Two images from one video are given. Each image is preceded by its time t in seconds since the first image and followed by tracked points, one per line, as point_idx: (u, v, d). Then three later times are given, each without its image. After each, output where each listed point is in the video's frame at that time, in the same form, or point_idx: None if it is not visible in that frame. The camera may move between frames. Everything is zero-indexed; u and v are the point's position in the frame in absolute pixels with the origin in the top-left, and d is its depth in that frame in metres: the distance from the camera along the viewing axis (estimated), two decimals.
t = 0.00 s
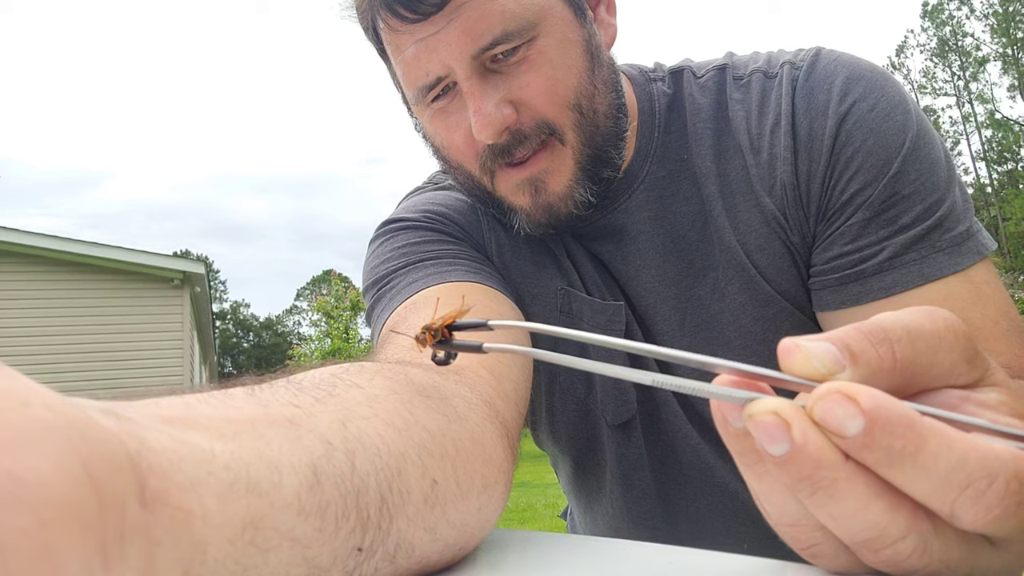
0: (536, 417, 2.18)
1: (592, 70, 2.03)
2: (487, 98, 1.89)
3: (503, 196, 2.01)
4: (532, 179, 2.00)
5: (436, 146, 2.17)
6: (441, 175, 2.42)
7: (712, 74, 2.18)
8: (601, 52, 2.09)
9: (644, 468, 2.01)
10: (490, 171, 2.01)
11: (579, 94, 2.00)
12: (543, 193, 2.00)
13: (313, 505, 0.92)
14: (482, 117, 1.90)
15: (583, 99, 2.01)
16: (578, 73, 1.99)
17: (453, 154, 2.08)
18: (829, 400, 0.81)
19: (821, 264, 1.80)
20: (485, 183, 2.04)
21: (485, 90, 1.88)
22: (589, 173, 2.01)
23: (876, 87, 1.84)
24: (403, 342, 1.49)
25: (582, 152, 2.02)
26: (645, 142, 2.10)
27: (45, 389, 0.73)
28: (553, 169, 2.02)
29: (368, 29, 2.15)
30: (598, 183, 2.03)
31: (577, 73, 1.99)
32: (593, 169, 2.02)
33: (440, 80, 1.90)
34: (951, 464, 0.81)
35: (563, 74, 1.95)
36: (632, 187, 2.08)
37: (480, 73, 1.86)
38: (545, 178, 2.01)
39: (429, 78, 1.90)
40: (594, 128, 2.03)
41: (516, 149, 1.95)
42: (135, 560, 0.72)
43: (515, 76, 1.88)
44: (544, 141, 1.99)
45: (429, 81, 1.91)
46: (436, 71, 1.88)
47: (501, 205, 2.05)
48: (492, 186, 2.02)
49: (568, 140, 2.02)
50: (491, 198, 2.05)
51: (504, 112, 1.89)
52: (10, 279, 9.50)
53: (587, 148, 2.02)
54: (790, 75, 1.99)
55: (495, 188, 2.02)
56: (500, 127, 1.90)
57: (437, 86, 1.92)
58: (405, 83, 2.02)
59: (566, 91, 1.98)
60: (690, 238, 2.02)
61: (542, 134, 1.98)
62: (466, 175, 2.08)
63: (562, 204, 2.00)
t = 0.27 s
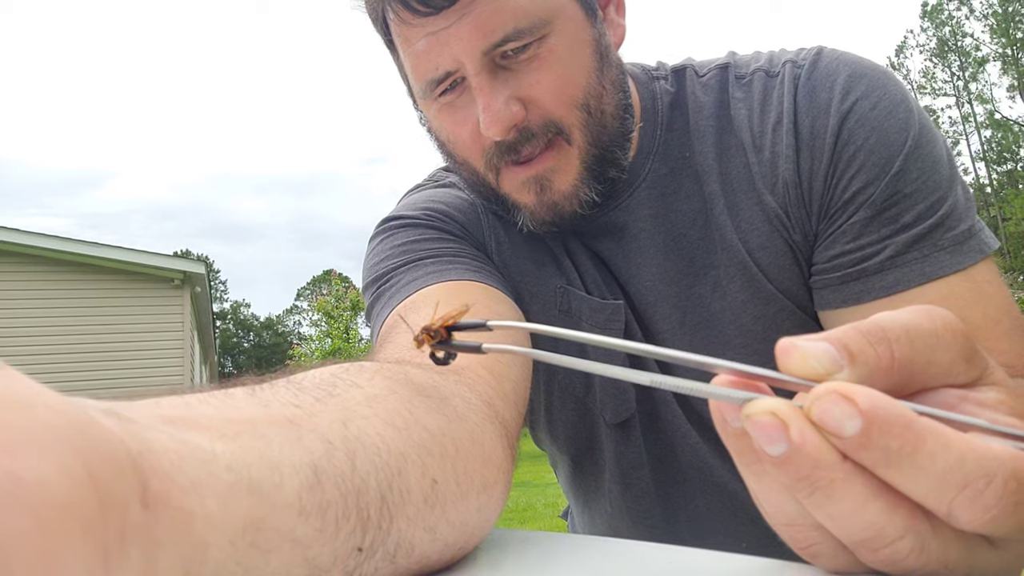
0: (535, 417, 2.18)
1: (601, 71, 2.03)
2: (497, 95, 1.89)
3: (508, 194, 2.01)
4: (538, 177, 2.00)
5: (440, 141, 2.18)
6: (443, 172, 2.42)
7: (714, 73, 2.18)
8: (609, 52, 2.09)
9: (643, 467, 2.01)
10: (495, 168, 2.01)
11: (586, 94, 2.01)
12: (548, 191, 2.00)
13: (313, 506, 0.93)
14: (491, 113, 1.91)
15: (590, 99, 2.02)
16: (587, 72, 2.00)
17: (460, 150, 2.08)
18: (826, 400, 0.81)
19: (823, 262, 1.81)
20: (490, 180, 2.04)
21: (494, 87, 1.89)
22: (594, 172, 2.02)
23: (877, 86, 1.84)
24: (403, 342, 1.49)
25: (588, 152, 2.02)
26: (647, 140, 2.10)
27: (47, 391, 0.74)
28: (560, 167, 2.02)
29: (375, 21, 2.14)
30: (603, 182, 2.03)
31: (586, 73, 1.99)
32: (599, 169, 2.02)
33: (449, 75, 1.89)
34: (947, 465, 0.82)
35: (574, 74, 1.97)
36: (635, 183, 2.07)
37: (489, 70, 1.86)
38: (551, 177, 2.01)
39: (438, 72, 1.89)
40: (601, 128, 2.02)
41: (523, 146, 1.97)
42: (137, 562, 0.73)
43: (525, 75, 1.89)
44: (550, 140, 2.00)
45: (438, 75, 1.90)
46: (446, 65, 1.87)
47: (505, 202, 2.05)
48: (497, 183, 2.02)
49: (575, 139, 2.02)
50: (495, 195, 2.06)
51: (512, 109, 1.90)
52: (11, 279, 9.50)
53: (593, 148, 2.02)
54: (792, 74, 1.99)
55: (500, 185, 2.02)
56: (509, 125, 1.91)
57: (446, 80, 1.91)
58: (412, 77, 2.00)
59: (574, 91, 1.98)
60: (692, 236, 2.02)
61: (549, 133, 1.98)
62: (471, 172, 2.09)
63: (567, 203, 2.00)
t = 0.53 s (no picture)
0: (539, 418, 2.18)
1: (607, 70, 2.03)
2: (503, 94, 1.88)
3: (514, 192, 2.01)
4: (545, 177, 1.99)
5: (447, 138, 2.18)
6: (446, 170, 2.42)
7: (719, 71, 2.19)
8: (616, 51, 2.09)
9: (646, 467, 2.01)
10: (501, 167, 2.00)
11: (593, 92, 2.00)
12: (554, 189, 2.00)
13: (314, 507, 0.93)
14: (497, 111, 1.90)
15: (597, 98, 2.01)
16: (593, 71, 1.99)
17: (464, 147, 2.08)
18: (826, 400, 0.79)
19: (827, 260, 1.81)
20: (496, 179, 2.03)
21: (500, 85, 1.87)
22: (600, 171, 2.02)
23: (882, 83, 1.84)
24: (405, 342, 1.49)
25: (594, 151, 2.02)
26: (653, 138, 2.11)
27: (48, 392, 0.74)
28: (566, 167, 2.01)
29: (381, 17, 2.14)
30: (609, 181, 2.04)
31: (592, 71, 1.99)
32: (604, 167, 2.02)
33: (456, 73, 1.88)
34: (946, 465, 0.81)
35: (579, 72, 1.95)
36: (639, 181, 2.08)
37: (496, 68, 1.85)
38: (557, 175, 2.00)
39: (445, 69, 1.88)
40: (606, 127, 2.03)
41: (528, 145, 1.96)
42: (138, 564, 0.73)
43: (532, 73, 1.88)
44: (557, 139, 1.99)
45: (445, 72, 1.89)
46: (452, 63, 1.86)
47: (511, 200, 2.04)
48: (502, 181, 2.01)
49: (581, 138, 2.01)
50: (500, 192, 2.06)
51: (518, 108, 1.90)
52: (11, 279, 9.50)
53: (599, 147, 2.02)
54: (797, 71, 2.00)
55: (506, 184, 2.01)
56: (514, 123, 1.91)
57: (452, 77, 1.90)
58: (418, 73, 2.00)
59: (581, 90, 1.98)
60: (696, 234, 2.03)
61: (556, 133, 1.98)
62: (476, 169, 2.09)
63: (572, 203, 2.01)
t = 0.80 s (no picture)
0: (544, 417, 2.17)
1: (612, 66, 2.01)
2: (507, 90, 1.86)
3: (518, 188, 1.99)
4: (549, 173, 1.97)
5: (451, 134, 2.18)
6: (451, 169, 2.41)
7: (725, 67, 2.18)
8: (622, 47, 2.08)
9: (652, 467, 2.00)
10: (505, 163, 1.99)
11: (598, 89, 1.98)
12: (558, 185, 1.98)
13: (313, 508, 0.91)
14: (501, 106, 1.88)
15: (602, 94, 1.99)
16: (599, 68, 1.97)
17: (468, 144, 2.07)
18: (814, 400, 0.78)
19: (832, 257, 1.79)
20: (500, 175, 2.02)
21: (505, 80, 1.86)
22: (604, 167, 2.00)
23: (886, 79, 1.82)
24: (407, 341, 1.48)
25: (599, 147, 1.99)
26: (659, 134, 2.10)
27: (45, 392, 0.72)
28: (570, 164, 1.99)
29: (387, 12, 2.14)
30: (614, 177, 2.03)
31: (598, 68, 1.97)
32: (609, 163, 2.01)
33: (461, 68, 1.87)
34: (932, 465, 0.80)
35: (584, 68, 1.93)
36: (644, 179, 2.07)
37: (502, 63, 1.84)
38: (561, 172, 1.99)
39: (450, 65, 1.87)
40: (611, 124, 2.01)
41: (533, 142, 1.93)
42: (135, 566, 0.72)
43: (538, 69, 1.87)
44: (562, 136, 1.97)
45: (450, 68, 1.88)
46: (457, 58, 1.85)
47: (515, 196, 2.03)
48: (507, 177, 2.00)
49: (586, 135, 1.98)
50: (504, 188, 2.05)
51: (523, 104, 1.88)
52: (12, 279, 9.49)
53: (604, 144, 1.99)
54: (802, 67, 1.98)
55: (510, 180, 2.00)
56: (519, 119, 1.89)
57: (457, 73, 1.89)
58: (423, 68, 1.98)
59: (586, 86, 1.96)
60: (701, 231, 2.02)
61: (560, 130, 1.95)
62: (479, 165, 2.08)
63: (576, 199, 1.99)
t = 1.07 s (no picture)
0: (548, 417, 2.16)
1: (616, 61, 2.01)
2: (511, 80, 1.88)
3: (521, 180, 2.00)
4: (551, 164, 1.98)
5: (456, 126, 2.19)
6: (454, 169, 2.41)
7: (729, 65, 2.18)
8: (627, 42, 2.08)
9: (657, 467, 1.99)
10: (508, 156, 2.00)
11: (602, 83, 1.99)
12: (561, 177, 1.99)
13: (312, 509, 0.90)
14: (504, 96, 1.89)
15: (606, 88, 2.00)
16: (602, 63, 1.98)
17: (473, 135, 2.09)
18: (812, 404, 0.78)
19: (837, 255, 1.78)
20: (504, 168, 2.04)
21: (509, 71, 1.87)
22: (607, 161, 2.00)
23: (891, 75, 1.81)
24: (408, 342, 1.47)
25: (602, 143, 2.00)
26: (663, 131, 2.10)
27: (42, 391, 0.72)
28: (571, 156, 2.00)
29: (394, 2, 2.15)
30: (617, 172, 2.03)
31: (601, 63, 1.98)
32: (612, 158, 2.01)
33: (465, 58, 1.89)
34: (931, 468, 0.79)
35: (588, 61, 1.94)
36: (649, 176, 2.07)
37: (505, 53, 1.85)
38: (561, 161, 1.99)
39: (454, 55, 1.89)
40: (614, 118, 2.02)
41: (536, 134, 1.95)
42: (132, 567, 0.71)
43: (541, 60, 1.88)
44: (564, 129, 1.98)
45: (454, 57, 1.90)
46: (462, 48, 1.87)
47: (519, 188, 2.04)
48: (511, 170, 2.02)
49: (590, 130, 2.00)
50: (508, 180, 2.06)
51: (527, 94, 1.89)
52: (12, 278, 9.49)
53: (607, 138, 2.01)
54: (806, 63, 1.98)
55: (513, 172, 2.01)
56: (522, 109, 1.90)
57: (461, 64, 1.92)
58: (427, 58, 2.00)
59: (590, 80, 1.97)
60: (705, 228, 2.01)
61: (563, 123, 1.96)
62: (485, 157, 2.11)
63: (578, 190, 1.99)
